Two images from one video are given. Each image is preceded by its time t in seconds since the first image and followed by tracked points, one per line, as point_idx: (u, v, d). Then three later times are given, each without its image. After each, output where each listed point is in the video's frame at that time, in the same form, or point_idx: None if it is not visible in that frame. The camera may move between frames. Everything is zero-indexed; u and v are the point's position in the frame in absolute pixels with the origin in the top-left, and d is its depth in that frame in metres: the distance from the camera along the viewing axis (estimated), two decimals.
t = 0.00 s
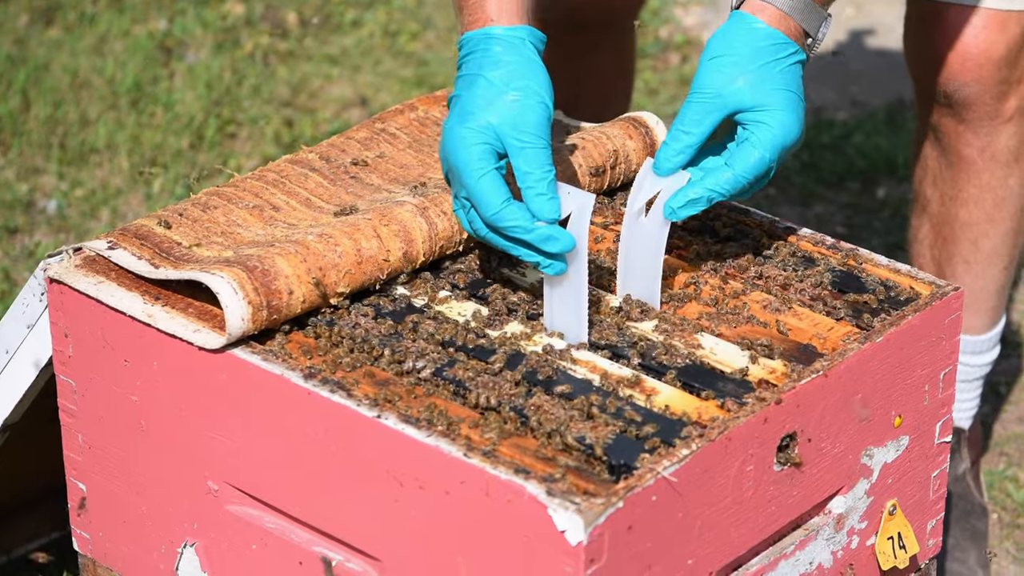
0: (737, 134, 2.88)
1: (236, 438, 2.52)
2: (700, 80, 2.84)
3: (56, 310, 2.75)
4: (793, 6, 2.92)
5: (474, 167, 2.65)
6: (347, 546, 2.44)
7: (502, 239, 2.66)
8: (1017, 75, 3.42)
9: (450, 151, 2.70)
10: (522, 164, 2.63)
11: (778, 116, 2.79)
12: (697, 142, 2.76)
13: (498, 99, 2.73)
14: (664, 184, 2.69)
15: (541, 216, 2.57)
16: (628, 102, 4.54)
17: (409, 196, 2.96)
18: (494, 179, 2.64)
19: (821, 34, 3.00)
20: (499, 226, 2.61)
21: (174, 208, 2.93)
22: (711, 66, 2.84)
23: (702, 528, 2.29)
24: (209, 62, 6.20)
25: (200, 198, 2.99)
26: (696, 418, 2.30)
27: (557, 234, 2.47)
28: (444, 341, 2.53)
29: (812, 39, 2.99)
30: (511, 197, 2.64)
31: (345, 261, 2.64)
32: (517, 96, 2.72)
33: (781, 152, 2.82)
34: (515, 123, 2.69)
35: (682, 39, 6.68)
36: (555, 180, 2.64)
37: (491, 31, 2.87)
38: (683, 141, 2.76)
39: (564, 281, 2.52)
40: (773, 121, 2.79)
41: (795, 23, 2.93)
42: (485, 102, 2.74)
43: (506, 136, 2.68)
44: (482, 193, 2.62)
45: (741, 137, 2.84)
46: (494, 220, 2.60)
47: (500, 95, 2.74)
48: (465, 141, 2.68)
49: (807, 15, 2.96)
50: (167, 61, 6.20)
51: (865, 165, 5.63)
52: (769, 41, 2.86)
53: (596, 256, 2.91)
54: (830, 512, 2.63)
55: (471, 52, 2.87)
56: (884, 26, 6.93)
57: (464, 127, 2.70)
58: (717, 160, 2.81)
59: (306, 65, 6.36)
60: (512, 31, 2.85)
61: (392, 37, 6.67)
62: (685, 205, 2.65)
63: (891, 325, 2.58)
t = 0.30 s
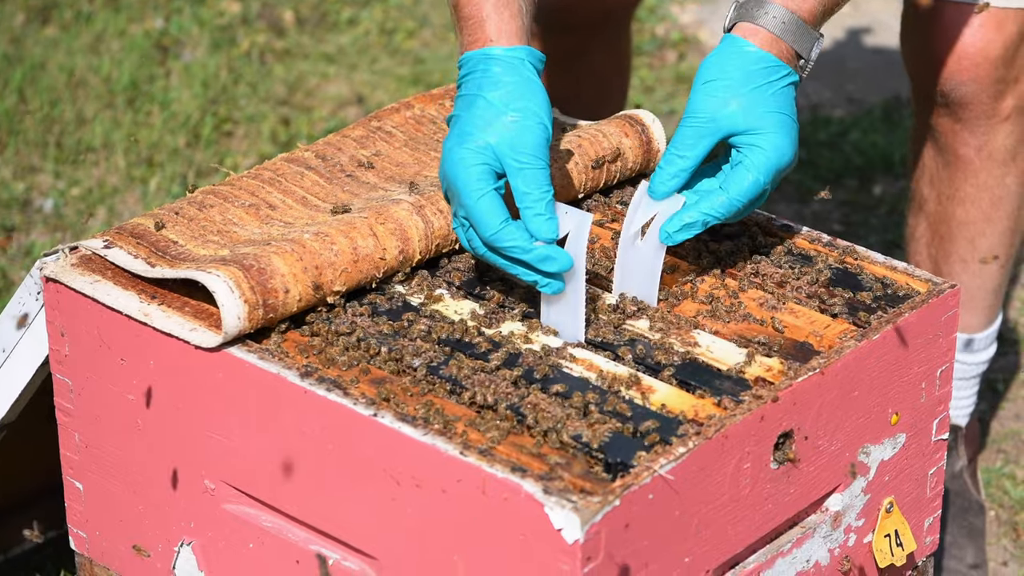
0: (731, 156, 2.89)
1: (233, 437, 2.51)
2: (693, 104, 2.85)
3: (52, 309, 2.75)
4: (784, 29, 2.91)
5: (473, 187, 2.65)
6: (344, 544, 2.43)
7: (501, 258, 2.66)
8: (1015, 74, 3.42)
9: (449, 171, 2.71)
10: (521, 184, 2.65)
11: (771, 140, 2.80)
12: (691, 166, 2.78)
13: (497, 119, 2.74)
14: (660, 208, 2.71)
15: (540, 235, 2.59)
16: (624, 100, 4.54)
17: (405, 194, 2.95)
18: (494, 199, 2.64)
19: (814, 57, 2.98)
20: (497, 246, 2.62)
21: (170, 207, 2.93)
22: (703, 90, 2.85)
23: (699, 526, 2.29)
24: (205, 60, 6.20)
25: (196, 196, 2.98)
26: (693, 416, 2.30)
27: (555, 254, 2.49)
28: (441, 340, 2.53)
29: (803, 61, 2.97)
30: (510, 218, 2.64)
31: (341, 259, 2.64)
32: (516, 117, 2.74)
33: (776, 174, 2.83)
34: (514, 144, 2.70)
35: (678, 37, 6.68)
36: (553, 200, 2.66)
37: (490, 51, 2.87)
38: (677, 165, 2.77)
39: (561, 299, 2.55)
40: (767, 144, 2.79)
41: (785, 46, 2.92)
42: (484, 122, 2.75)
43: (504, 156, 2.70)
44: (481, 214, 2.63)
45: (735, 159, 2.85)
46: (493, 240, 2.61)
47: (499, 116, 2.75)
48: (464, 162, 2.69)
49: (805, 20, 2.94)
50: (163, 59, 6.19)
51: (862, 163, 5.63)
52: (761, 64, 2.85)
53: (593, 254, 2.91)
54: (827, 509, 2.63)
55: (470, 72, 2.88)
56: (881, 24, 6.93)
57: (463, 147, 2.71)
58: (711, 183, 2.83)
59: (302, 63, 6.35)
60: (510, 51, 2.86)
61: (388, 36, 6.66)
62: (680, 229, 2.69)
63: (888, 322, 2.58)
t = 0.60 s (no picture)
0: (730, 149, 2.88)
1: (231, 435, 2.51)
2: (691, 96, 2.84)
3: (51, 307, 2.75)
4: (784, 20, 2.90)
5: (471, 179, 2.65)
6: (344, 543, 2.43)
7: (497, 250, 2.65)
8: (1013, 72, 3.41)
9: (446, 163, 2.70)
10: (517, 176, 2.65)
11: (770, 131, 2.79)
12: (689, 158, 2.77)
13: (494, 111, 2.74)
14: (658, 200, 2.73)
15: (536, 227, 2.59)
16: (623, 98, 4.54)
17: (404, 192, 2.95)
18: (491, 191, 2.65)
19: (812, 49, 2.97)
20: (494, 238, 2.61)
21: (169, 206, 2.93)
22: (702, 83, 2.84)
23: (699, 524, 2.29)
24: (204, 58, 6.19)
25: (195, 195, 2.98)
26: (693, 415, 2.30)
27: (552, 246, 2.49)
28: (441, 339, 2.53)
29: (802, 54, 2.96)
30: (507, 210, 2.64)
31: (340, 258, 2.64)
32: (513, 108, 2.73)
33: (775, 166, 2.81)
34: (510, 136, 2.69)
35: (677, 35, 6.68)
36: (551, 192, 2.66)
37: (486, 43, 2.86)
38: (674, 157, 2.76)
39: (558, 292, 2.55)
40: (765, 135, 2.78)
41: (784, 37, 2.91)
42: (481, 114, 2.74)
43: (501, 148, 2.69)
44: (478, 205, 2.63)
45: (734, 152, 2.84)
46: (490, 232, 2.61)
47: (496, 107, 2.74)
48: (461, 153, 2.68)
49: (804, 15, 2.94)
50: (162, 58, 6.19)
51: (861, 161, 5.63)
52: (759, 56, 2.85)
53: (592, 251, 2.91)
54: (827, 507, 2.63)
55: (466, 64, 2.87)
56: (880, 21, 6.92)
57: (460, 139, 2.71)
58: (710, 175, 2.81)
59: (301, 61, 6.35)
60: (506, 43, 2.85)
61: (387, 34, 6.66)
62: (679, 220, 2.67)
63: (887, 320, 2.58)
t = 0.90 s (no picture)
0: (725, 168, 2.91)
1: (231, 436, 2.51)
2: (686, 117, 2.86)
3: (52, 308, 2.75)
4: (778, 42, 2.90)
5: (472, 200, 2.68)
6: (344, 544, 2.43)
7: (498, 271, 2.66)
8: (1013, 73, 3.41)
9: (447, 183, 2.73)
10: (519, 198, 2.69)
11: (765, 152, 2.81)
12: (684, 179, 2.82)
13: (495, 132, 2.77)
14: (653, 221, 2.77)
15: (538, 248, 2.63)
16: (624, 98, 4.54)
17: (405, 193, 2.95)
18: (492, 212, 2.67)
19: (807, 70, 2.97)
20: (496, 259, 2.64)
21: (170, 206, 2.93)
22: (696, 104, 2.86)
23: (699, 526, 2.29)
24: (205, 58, 6.20)
25: (196, 196, 2.98)
26: (693, 416, 2.30)
27: (554, 267, 2.53)
28: (442, 340, 2.53)
29: (796, 73, 2.96)
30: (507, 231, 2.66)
31: (340, 258, 2.64)
32: (514, 130, 2.76)
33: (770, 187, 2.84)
34: (512, 157, 2.73)
35: (678, 35, 6.68)
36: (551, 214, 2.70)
37: (488, 63, 2.90)
38: (669, 178, 2.81)
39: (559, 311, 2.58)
40: (759, 156, 2.81)
41: (777, 58, 2.91)
42: (482, 135, 2.77)
43: (503, 169, 2.72)
44: (479, 226, 2.65)
45: (729, 172, 2.87)
46: (492, 253, 2.63)
47: (497, 128, 2.77)
48: (462, 174, 2.71)
49: (799, 32, 2.94)
50: (162, 57, 6.19)
51: (861, 161, 5.63)
52: (753, 76, 2.86)
53: (592, 253, 2.91)
54: (827, 509, 2.63)
55: (468, 84, 2.90)
56: (881, 21, 6.92)
57: (462, 159, 2.73)
58: (705, 196, 2.85)
59: (302, 61, 6.35)
60: (507, 64, 2.88)
61: (388, 34, 6.66)
62: (674, 240, 2.71)
63: (888, 321, 2.57)
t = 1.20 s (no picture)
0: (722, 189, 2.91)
1: (232, 440, 2.51)
2: (682, 138, 2.88)
3: (53, 312, 2.75)
4: (773, 63, 2.90)
5: (474, 215, 2.68)
6: (344, 547, 2.43)
7: (500, 284, 2.67)
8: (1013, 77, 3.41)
9: (449, 197, 2.74)
10: (523, 213, 2.71)
11: (761, 172, 2.82)
12: (681, 200, 2.82)
13: (500, 147, 2.78)
14: (651, 241, 2.79)
15: (541, 263, 2.65)
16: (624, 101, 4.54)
17: (406, 197, 2.95)
18: (495, 227, 2.67)
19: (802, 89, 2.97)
20: (497, 274, 2.64)
21: (171, 210, 2.93)
22: (692, 125, 2.87)
23: (699, 529, 2.29)
24: (206, 62, 6.20)
25: (197, 199, 2.98)
26: (694, 419, 2.30)
27: (556, 281, 2.54)
28: (444, 343, 2.53)
29: (791, 93, 2.96)
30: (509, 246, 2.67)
31: (341, 262, 2.64)
32: (519, 145, 2.78)
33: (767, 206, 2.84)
34: (516, 172, 2.74)
35: (679, 38, 6.68)
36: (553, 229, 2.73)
37: (491, 78, 2.90)
38: (666, 200, 2.82)
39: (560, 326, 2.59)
40: (756, 176, 2.82)
41: (772, 79, 2.91)
42: (486, 150, 2.78)
43: (506, 184, 2.74)
44: (482, 241, 2.65)
45: (725, 192, 2.87)
46: (494, 267, 2.63)
47: (502, 143, 2.79)
48: (466, 189, 2.72)
49: (793, 52, 2.94)
50: (163, 61, 6.20)
51: (862, 164, 5.63)
52: (748, 97, 2.87)
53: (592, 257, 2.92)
54: (828, 512, 2.63)
55: (471, 99, 2.90)
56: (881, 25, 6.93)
57: (465, 175, 2.75)
58: (702, 216, 2.84)
59: (303, 65, 6.36)
60: (512, 79, 2.89)
61: (388, 38, 6.66)
62: (671, 261, 2.72)
63: (888, 324, 2.58)
